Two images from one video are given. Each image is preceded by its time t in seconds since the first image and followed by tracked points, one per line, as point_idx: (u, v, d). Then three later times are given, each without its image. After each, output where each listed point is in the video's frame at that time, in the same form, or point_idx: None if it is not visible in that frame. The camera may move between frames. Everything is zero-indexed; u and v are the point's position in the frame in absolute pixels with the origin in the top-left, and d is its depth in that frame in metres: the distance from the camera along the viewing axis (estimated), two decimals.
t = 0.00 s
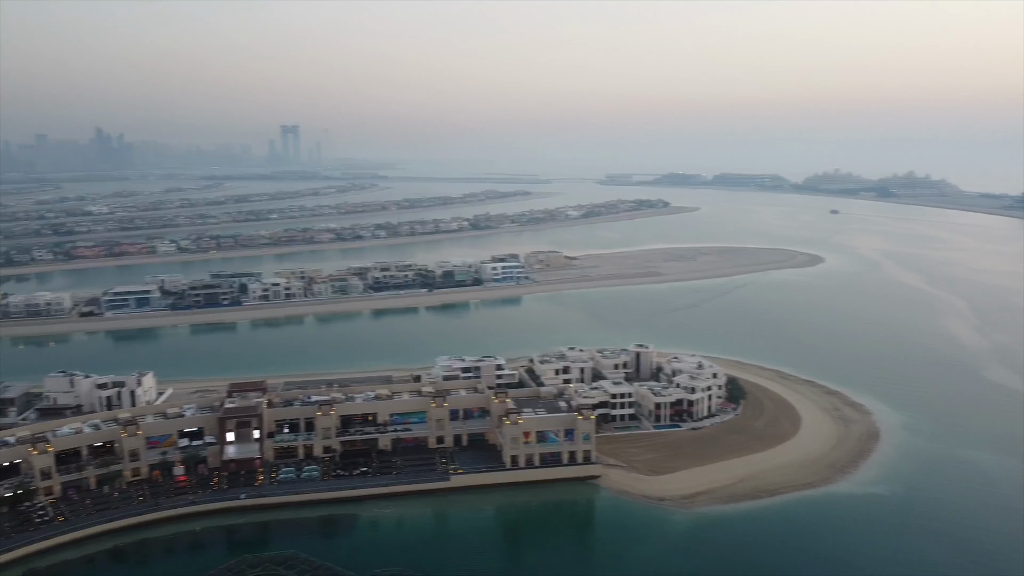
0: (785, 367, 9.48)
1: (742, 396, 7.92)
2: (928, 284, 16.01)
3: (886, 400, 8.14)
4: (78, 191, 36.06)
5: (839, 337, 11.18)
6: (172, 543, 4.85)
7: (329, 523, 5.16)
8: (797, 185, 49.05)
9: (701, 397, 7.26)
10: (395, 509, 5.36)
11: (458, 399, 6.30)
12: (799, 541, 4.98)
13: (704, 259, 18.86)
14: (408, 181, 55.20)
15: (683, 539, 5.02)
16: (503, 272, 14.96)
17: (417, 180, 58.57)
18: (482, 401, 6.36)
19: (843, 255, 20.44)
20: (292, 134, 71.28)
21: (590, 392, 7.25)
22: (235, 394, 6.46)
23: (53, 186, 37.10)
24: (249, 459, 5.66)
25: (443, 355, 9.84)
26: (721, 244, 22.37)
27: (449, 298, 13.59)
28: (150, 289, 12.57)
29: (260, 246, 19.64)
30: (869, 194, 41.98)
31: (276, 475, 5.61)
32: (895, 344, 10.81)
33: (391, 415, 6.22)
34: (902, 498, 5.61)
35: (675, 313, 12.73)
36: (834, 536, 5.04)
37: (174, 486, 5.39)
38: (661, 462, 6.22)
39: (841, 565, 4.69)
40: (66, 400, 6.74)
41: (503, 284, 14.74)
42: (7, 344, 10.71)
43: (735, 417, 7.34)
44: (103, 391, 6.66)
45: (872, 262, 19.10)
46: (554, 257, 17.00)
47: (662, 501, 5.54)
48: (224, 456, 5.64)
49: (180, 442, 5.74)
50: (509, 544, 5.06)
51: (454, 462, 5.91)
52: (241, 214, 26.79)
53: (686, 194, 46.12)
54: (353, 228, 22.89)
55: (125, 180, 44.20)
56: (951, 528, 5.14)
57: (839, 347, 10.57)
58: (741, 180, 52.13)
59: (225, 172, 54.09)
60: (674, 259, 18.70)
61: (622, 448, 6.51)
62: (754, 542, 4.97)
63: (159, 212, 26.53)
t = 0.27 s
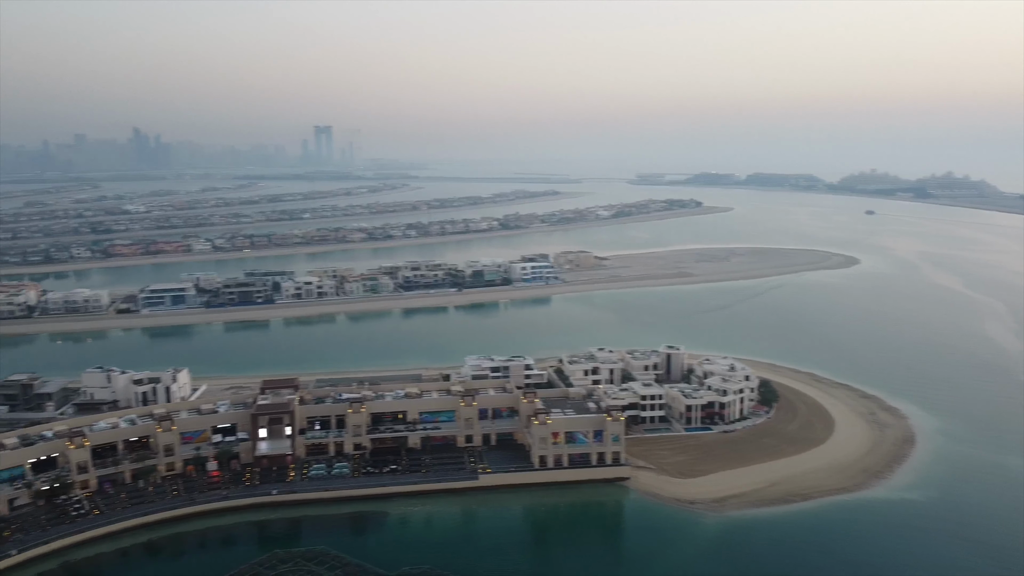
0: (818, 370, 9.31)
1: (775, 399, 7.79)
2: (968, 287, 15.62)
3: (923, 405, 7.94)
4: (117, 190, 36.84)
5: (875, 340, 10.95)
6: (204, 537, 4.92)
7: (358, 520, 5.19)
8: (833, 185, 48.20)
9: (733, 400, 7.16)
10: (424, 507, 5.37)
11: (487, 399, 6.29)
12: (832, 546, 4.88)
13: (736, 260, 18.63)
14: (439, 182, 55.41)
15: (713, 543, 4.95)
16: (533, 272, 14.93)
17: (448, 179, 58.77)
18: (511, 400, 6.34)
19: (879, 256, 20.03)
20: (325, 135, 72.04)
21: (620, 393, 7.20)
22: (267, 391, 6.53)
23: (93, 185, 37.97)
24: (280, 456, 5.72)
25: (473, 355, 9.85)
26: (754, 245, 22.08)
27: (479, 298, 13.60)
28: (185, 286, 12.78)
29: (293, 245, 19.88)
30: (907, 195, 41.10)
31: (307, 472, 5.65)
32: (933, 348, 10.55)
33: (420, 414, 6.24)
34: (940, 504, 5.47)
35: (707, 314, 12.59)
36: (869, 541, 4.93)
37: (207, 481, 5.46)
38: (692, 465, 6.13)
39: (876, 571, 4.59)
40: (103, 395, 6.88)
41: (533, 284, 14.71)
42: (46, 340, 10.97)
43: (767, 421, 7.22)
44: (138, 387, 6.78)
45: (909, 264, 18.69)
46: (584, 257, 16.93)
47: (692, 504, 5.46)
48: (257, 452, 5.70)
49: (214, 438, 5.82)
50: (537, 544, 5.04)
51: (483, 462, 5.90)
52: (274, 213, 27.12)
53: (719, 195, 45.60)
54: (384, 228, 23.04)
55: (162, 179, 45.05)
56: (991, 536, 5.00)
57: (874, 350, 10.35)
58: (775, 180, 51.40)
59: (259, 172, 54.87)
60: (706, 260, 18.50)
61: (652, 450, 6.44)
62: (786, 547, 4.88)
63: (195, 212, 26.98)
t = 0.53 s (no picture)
0: (852, 373, 9.13)
1: (808, 402, 7.65)
2: (1009, 290, 15.20)
3: (961, 409, 7.75)
4: (154, 189, 37.57)
5: (911, 344, 10.71)
6: (236, 532, 4.98)
7: (386, 517, 5.21)
8: (869, 185, 47.31)
9: (765, 403, 7.05)
10: (453, 505, 5.38)
11: (517, 398, 6.28)
12: (865, 552, 4.78)
13: (768, 261, 18.37)
14: (469, 182, 55.52)
15: (743, 547, 4.87)
16: (562, 272, 14.89)
17: (479, 179, 58.90)
18: (540, 400, 6.32)
19: (916, 258, 19.62)
20: (358, 135, 72.69)
21: (650, 395, 7.13)
22: (299, 387, 6.60)
23: (131, 185, 38.78)
24: (311, 452, 5.78)
25: (502, 354, 9.84)
26: (787, 246, 21.75)
27: (508, 298, 13.59)
28: (220, 285, 12.97)
29: (325, 244, 20.08)
30: (946, 196, 40.17)
31: (337, 469, 5.69)
32: (971, 352, 10.28)
33: (449, 412, 6.24)
34: (978, 511, 5.33)
35: (738, 316, 12.43)
36: (903, 548, 4.83)
37: (239, 477, 5.53)
38: (723, 468, 6.05)
39: None
40: (139, 390, 7.01)
41: (562, 284, 14.66)
42: (86, 336, 11.22)
43: (800, 424, 7.10)
44: (174, 383, 6.90)
45: (947, 267, 18.27)
46: (614, 257, 16.83)
47: (722, 507, 5.39)
48: (288, 448, 5.76)
49: (246, 434, 5.89)
50: (565, 545, 5.01)
51: (511, 461, 5.88)
52: (307, 213, 27.40)
53: (752, 195, 45.02)
54: (415, 227, 23.17)
55: (198, 179, 45.85)
56: None
57: (910, 354, 10.13)
58: (809, 181, 50.61)
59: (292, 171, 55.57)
60: (738, 261, 18.27)
61: (682, 453, 6.37)
62: (818, 552, 4.79)
63: (229, 211, 27.40)
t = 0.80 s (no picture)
0: (888, 377, 8.94)
1: (842, 406, 7.50)
2: None
3: (1001, 415, 7.53)
4: (190, 189, 38.24)
5: (950, 347, 10.45)
6: (267, 528, 5.03)
7: (415, 515, 5.23)
8: (907, 185, 46.32)
9: (798, 406, 6.93)
10: (481, 505, 5.38)
11: (546, 398, 6.25)
12: (901, 559, 4.66)
13: (802, 263, 18.08)
14: (499, 181, 55.54)
15: (775, 552, 4.80)
16: (592, 272, 14.81)
17: (509, 179, 58.91)
18: (569, 401, 6.28)
19: (956, 260, 19.14)
20: (389, 136, 73.20)
21: (680, 397, 7.05)
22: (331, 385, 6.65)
23: (168, 184, 39.50)
24: (341, 450, 5.82)
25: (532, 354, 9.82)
26: (821, 247, 21.39)
27: (538, 298, 13.56)
28: (253, 283, 13.15)
29: (356, 243, 20.25)
30: (987, 196, 39.13)
31: (367, 466, 5.73)
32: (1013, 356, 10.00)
33: (478, 412, 6.25)
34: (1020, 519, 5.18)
35: (771, 318, 12.25)
36: (941, 556, 4.70)
37: (271, 473, 5.59)
38: (754, 471, 5.96)
39: None
40: (174, 386, 7.12)
41: (592, 285, 14.59)
42: (122, 332, 11.45)
43: (834, 428, 6.96)
44: (208, 379, 7.00)
45: (989, 269, 17.80)
46: (645, 258, 16.71)
47: (753, 511, 5.31)
48: (319, 445, 5.81)
49: (279, 431, 5.95)
50: (594, 546, 4.97)
51: (540, 461, 5.86)
52: (339, 212, 27.65)
53: (786, 195, 44.36)
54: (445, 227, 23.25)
55: (233, 179, 46.56)
56: None
57: (948, 358, 9.88)
58: (845, 181, 49.72)
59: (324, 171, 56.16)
60: (771, 262, 18.01)
61: (713, 456, 6.29)
62: (852, 558, 4.69)
63: (263, 210, 27.76)
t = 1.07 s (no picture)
0: (924, 381, 8.74)
1: (877, 410, 7.35)
2: None
3: None
4: (225, 189, 38.87)
5: (990, 352, 10.18)
6: (297, 524, 5.08)
7: (444, 514, 5.24)
8: (946, 185, 45.29)
9: (832, 410, 6.80)
10: (510, 504, 5.37)
11: (574, 399, 6.22)
12: (937, 567, 4.55)
13: (837, 264, 17.77)
14: (529, 181, 55.51)
15: (807, 557, 4.72)
16: (623, 272, 14.72)
17: (540, 179, 58.88)
18: (598, 402, 6.24)
19: (997, 262, 18.66)
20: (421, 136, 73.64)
21: (712, 399, 6.97)
22: (361, 383, 6.70)
23: (204, 184, 40.20)
24: (371, 447, 5.85)
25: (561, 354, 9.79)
26: (856, 248, 21.01)
27: (567, 298, 13.52)
28: (286, 282, 13.31)
29: (387, 243, 20.39)
30: None
31: (396, 464, 5.75)
32: None
33: (507, 412, 6.24)
34: None
35: (804, 320, 12.05)
36: (980, 565, 4.58)
37: (302, 469, 5.64)
38: (786, 475, 5.87)
39: None
40: (208, 382, 7.24)
41: (623, 285, 14.50)
42: (158, 329, 11.67)
43: (869, 433, 6.83)
44: (241, 376, 7.10)
45: None
46: (676, 258, 16.56)
47: (785, 516, 5.23)
48: (349, 443, 5.85)
49: (310, 428, 6.01)
50: (623, 548, 4.94)
51: (569, 462, 5.84)
52: (370, 212, 27.88)
53: (820, 195, 43.64)
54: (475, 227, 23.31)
55: (267, 178, 47.22)
56: None
57: (988, 362, 9.63)
58: (882, 181, 48.77)
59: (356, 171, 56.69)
60: (804, 263, 17.73)
61: (744, 459, 6.20)
62: (887, 565, 4.59)
63: (296, 210, 28.09)
